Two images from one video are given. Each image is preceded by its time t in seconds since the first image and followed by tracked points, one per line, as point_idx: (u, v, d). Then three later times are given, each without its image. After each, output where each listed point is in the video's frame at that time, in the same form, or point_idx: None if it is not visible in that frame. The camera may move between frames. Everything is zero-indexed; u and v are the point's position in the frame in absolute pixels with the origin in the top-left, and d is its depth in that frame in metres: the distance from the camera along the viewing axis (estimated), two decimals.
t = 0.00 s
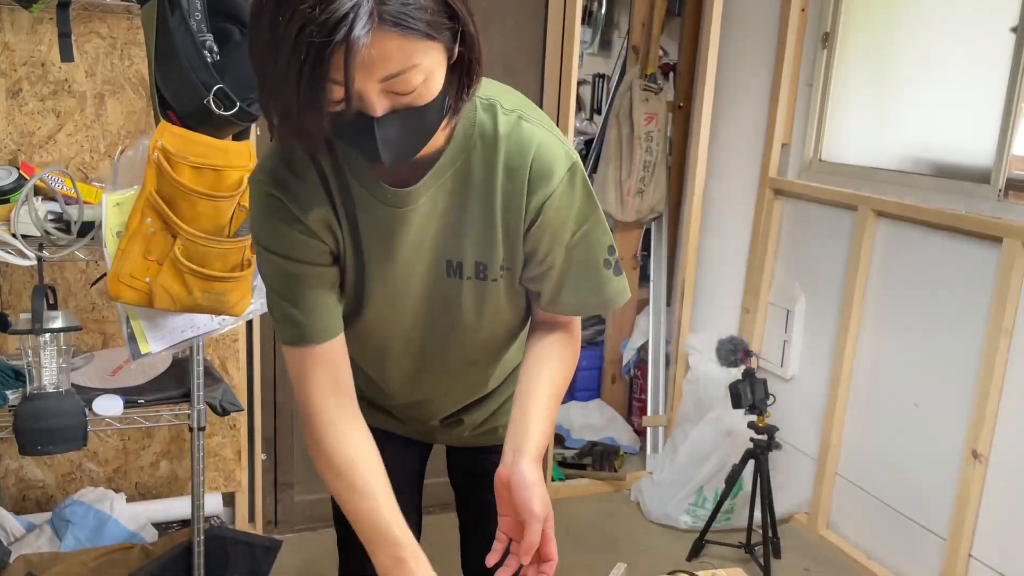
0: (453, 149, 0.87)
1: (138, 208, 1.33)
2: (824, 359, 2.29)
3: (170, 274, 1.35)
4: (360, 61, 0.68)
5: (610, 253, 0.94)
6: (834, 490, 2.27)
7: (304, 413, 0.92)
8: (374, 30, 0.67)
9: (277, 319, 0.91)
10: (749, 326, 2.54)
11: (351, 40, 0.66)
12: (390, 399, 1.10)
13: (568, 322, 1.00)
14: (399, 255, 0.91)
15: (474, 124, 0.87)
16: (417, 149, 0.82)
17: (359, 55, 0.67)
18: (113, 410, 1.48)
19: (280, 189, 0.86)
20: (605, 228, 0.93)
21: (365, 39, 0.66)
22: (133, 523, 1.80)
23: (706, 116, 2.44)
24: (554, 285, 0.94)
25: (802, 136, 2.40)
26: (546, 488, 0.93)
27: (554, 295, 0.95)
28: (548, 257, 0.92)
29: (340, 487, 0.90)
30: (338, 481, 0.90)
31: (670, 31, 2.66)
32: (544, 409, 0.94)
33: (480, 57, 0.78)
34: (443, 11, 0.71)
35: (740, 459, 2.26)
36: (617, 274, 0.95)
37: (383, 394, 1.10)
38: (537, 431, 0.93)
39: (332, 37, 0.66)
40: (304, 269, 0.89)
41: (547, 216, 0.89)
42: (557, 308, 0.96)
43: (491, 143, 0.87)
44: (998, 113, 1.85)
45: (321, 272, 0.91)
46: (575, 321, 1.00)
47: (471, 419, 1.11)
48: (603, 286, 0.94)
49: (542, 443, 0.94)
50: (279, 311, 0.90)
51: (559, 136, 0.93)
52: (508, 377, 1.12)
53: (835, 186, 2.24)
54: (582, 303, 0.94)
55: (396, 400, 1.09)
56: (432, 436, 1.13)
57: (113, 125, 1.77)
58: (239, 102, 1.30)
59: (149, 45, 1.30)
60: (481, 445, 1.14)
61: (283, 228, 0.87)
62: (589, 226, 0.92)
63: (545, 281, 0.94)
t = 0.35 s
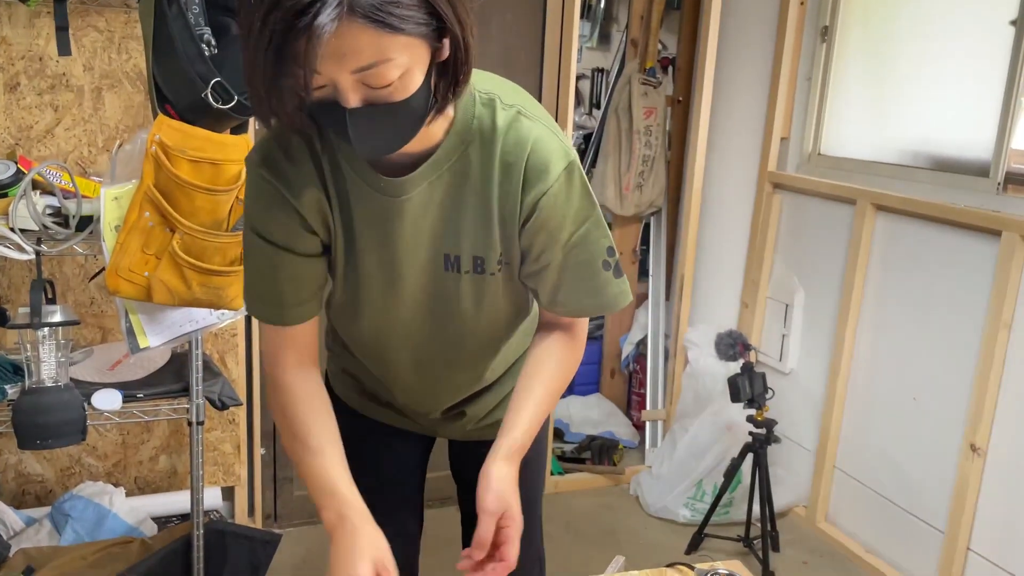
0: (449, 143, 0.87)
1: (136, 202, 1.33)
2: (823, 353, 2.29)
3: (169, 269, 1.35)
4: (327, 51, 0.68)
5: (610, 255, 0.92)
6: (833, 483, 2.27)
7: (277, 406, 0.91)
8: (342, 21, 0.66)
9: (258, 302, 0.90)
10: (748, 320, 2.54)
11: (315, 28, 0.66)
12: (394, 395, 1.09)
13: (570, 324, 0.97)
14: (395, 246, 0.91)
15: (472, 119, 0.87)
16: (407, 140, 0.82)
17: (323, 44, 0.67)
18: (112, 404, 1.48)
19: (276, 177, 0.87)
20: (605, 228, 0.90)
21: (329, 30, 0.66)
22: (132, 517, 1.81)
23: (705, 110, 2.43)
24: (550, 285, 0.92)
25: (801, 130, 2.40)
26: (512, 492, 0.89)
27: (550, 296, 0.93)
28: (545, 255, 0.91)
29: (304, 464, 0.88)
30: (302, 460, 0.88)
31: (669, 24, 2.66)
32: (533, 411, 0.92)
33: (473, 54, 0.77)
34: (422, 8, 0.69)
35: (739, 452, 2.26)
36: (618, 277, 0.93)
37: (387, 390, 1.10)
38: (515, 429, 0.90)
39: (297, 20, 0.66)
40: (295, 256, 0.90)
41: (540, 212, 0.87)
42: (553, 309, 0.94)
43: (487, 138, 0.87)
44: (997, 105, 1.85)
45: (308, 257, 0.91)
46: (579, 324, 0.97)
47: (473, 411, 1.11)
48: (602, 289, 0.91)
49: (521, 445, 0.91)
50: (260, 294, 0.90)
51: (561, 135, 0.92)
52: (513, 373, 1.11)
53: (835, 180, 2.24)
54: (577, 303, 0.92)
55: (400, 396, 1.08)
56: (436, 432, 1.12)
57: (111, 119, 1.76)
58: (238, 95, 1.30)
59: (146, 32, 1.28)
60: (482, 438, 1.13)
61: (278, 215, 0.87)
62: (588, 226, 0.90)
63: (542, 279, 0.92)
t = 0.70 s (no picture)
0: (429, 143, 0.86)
1: (140, 196, 1.33)
2: (824, 347, 2.29)
3: (172, 262, 1.35)
4: (314, 58, 0.67)
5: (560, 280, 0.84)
6: (834, 477, 2.28)
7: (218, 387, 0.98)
8: (329, 28, 0.65)
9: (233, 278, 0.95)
10: (749, 314, 2.54)
11: (303, 36, 0.65)
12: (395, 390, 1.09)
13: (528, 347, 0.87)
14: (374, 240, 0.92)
15: (453, 119, 0.85)
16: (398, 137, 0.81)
17: (310, 51, 0.66)
18: (115, 399, 1.48)
19: (264, 166, 0.90)
20: (560, 252, 0.83)
21: (317, 38, 0.65)
22: (135, 511, 1.81)
23: (706, 104, 2.43)
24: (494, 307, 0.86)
25: (803, 125, 2.39)
26: (417, 556, 0.80)
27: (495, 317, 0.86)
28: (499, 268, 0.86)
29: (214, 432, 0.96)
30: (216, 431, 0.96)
31: (670, 19, 2.65)
32: (454, 465, 0.83)
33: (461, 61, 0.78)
34: (409, 13, 0.69)
35: (740, 446, 2.26)
36: (561, 305, 0.85)
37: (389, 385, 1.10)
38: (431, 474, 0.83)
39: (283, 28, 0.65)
40: (270, 240, 0.94)
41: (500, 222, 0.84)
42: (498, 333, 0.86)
43: (468, 140, 0.85)
44: (998, 99, 1.85)
45: (285, 241, 0.95)
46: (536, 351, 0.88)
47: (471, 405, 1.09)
48: (546, 316, 0.84)
49: (444, 501, 0.83)
50: (235, 273, 0.95)
51: (551, 149, 0.87)
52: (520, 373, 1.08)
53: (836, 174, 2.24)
54: (508, 327, 0.84)
55: (401, 391, 1.08)
56: (437, 426, 1.11)
57: (113, 113, 1.76)
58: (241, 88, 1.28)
59: (149, 23, 1.26)
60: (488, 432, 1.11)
61: (264, 201, 0.92)
62: (541, 246, 0.82)
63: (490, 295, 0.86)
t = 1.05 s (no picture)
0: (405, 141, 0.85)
1: (137, 190, 1.34)
2: (823, 342, 2.29)
3: (169, 258, 1.34)
4: (322, 70, 0.67)
5: (524, 279, 0.84)
6: (833, 471, 2.28)
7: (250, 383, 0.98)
8: (336, 39, 0.65)
9: (228, 280, 0.96)
10: (748, 309, 2.54)
11: (313, 50, 0.64)
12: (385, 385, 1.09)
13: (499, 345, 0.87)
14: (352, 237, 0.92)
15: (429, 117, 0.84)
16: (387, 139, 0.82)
17: (320, 64, 0.65)
18: (115, 392, 1.48)
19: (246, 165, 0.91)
20: (528, 252, 0.83)
21: (327, 50, 0.65)
22: (134, 506, 1.81)
23: (704, 99, 2.43)
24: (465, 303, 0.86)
25: (802, 119, 2.39)
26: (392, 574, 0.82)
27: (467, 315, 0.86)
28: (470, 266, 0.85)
29: (262, 433, 0.95)
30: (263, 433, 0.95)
31: (669, 13, 2.65)
32: (420, 484, 0.83)
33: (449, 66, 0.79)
34: (406, 16, 0.70)
35: (738, 441, 2.26)
36: (526, 304, 0.85)
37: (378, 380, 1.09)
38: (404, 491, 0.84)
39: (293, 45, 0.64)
40: (255, 237, 0.94)
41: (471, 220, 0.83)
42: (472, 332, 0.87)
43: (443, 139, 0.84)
44: (997, 93, 1.85)
45: (272, 238, 0.96)
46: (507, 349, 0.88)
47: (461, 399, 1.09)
48: (515, 314, 0.84)
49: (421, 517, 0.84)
50: (230, 275, 0.96)
51: (526, 146, 0.86)
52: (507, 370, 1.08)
53: (834, 169, 2.24)
54: (475, 327, 0.85)
55: (389, 386, 1.08)
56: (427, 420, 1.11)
57: (110, 108, 1.76)
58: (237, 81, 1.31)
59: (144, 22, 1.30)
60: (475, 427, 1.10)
61: (247, 200, 0.92)
62: (507, 248, 0.82)
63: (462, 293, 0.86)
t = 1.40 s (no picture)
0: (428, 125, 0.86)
1: (136, 182, 1.33)
2: (823, 336, 2.29)
3: (168, 250, 1.34)
4: (373, 52, 0.68)
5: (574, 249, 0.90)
6: (833, 465, 2.27)
7: (274, 384, 0.90)
8: (385, 20, 0.67)
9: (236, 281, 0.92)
10: (747, 303, 2.54)
11: (364, 30, 0.66)
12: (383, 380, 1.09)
13: (547, 319, 0.94)
14: (375, 227, 0.92)
15: (454, 101, 0.86)
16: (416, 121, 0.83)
17: (372, 44, 0.67)
18: (113, 386, 1.48)
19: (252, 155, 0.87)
20: (571, 225, 0.89)
21: (377, 30, 0.67)
22: (133, 501, 1.81)
23: (704, 92, 2.42)
24: (515, 281, 0.90)
25: (801, 112, 2.39)
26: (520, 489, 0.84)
27: (516, 292, 0.91)
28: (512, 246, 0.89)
29: (313, 431, 0.86)
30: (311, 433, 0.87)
31: (668, 7, 2.64)
32: (518, 416, 0.87)
33: (479, 54, 0.81)
34: None
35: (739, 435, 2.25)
36: (580, 273, 0.91)
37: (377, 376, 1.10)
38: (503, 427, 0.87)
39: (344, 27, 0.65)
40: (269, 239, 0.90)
41: (511, 201, 0.86)
42: (519, 306, 0.92)
43: (468, 122, 0.87)
44: (997, 85, 1.85)
45: (285, 238, 0.92)
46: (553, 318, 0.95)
47: (459, 390, 1.09)
48: (562, 286, 0.90)
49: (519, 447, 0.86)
50: (238, 276, 0.91)
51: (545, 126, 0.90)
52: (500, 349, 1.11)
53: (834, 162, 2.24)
54: (527, 302, 0.91)
55: (387, 380, 1.08)
56: (424, 411, 1.12)
57: (108, 101, 1.76)
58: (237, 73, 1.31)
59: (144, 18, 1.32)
60: (470, 418, 1.12)
61: (253, 195, 0.88)
62: (552, 224, 0.87)
63: (508, 272, 0.90)
